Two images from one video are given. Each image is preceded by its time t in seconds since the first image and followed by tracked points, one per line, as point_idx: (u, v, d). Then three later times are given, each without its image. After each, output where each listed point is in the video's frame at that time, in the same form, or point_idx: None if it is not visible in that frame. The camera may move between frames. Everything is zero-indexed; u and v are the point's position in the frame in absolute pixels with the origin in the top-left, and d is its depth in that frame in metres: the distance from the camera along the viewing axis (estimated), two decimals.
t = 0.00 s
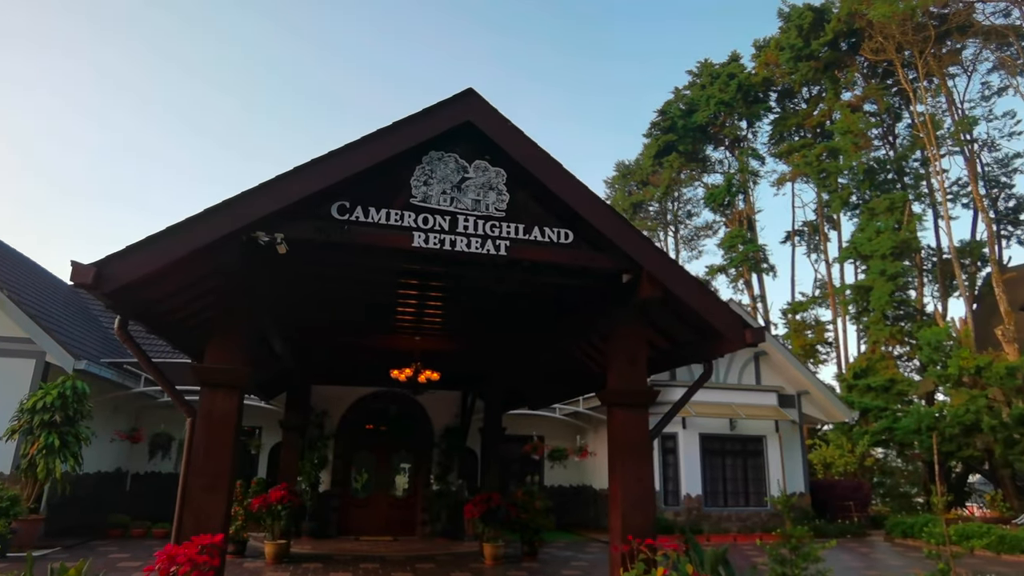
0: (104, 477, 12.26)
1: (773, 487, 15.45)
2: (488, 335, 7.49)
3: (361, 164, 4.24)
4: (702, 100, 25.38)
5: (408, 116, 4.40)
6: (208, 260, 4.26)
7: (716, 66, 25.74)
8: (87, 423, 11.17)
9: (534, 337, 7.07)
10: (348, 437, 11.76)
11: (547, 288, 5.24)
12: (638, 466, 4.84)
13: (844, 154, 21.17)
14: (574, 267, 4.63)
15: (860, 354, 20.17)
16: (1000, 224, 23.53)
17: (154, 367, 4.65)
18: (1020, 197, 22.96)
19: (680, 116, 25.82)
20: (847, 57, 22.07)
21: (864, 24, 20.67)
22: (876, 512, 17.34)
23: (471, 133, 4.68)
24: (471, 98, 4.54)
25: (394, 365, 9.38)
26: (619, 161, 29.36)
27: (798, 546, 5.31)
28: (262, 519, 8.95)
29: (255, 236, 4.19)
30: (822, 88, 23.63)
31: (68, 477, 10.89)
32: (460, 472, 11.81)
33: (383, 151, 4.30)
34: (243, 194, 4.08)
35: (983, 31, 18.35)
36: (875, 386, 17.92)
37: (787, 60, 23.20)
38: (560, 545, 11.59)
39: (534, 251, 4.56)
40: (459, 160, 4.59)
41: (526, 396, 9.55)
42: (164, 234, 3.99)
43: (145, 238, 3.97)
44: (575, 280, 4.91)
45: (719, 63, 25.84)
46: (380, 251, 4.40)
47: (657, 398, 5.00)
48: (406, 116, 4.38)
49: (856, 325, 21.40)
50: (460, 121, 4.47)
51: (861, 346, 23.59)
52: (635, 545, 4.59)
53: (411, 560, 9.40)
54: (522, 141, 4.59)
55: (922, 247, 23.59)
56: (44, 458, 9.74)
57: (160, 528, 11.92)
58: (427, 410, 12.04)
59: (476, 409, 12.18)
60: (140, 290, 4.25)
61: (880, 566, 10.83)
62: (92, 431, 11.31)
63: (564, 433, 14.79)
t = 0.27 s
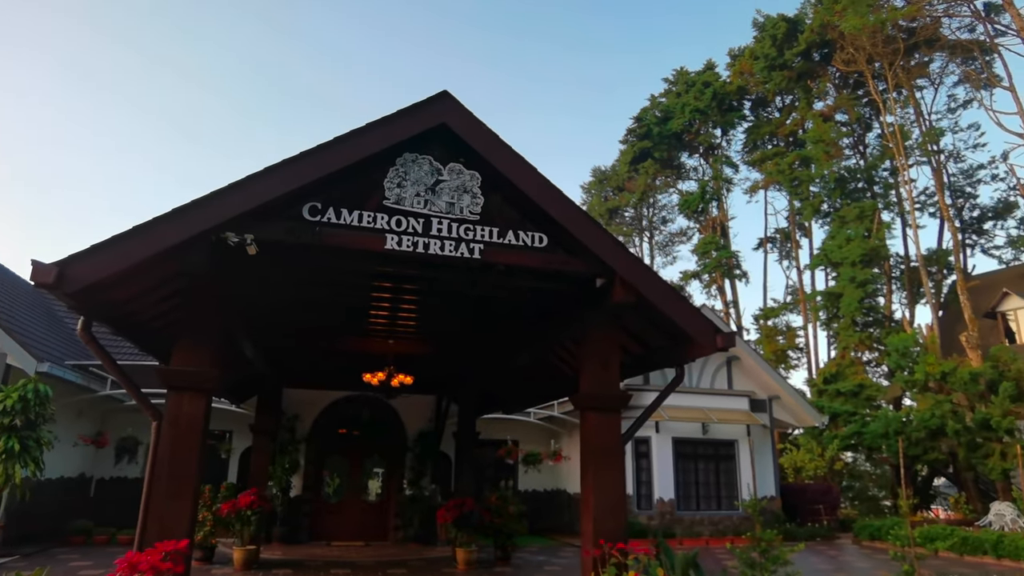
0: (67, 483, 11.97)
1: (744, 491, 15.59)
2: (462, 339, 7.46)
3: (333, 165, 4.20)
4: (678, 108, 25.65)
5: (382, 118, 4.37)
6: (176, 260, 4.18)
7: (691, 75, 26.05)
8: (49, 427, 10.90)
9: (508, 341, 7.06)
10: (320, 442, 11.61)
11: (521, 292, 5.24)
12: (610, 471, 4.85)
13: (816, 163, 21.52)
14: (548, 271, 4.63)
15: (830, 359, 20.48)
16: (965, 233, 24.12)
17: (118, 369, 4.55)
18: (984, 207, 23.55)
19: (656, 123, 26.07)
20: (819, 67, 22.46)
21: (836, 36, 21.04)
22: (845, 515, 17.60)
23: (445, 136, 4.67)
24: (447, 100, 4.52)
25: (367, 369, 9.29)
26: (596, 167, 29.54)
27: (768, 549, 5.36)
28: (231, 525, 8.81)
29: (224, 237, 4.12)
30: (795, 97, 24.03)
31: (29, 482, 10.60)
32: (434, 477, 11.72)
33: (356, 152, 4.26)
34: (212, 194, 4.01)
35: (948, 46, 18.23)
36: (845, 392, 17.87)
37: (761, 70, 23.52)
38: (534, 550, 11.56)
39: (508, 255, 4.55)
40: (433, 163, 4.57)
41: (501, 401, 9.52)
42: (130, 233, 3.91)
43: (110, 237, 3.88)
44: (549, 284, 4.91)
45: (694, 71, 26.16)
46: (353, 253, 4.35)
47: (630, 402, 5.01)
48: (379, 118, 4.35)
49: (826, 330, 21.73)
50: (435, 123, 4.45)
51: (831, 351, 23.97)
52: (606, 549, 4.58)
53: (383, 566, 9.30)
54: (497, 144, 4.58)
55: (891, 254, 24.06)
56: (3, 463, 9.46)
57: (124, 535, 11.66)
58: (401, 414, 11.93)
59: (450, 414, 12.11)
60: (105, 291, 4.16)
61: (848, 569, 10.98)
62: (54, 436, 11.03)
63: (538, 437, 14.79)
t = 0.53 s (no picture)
0: (33, 488, 11.70)
1: (720, 496, 15.68)
2: (440, 343, 7.43)
3: (310, 166, 4.16)
4: (657, 115, 25.86)
5: (360, 120, 4.35)
6: (148, 260, 4.11)
7: (671, 82, 26.29)
8: (15, 430, 10.65)
9: (486, 345, 7.04)
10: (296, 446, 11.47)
11: (499, 297, 5.23)
12: (587, 476, 4.84)
13: (793, 171, 21.80)
14: (526, 276, 4.62)
15: (806, 365, 20.70)
16: (937, 242, 24.58)
17: (87, 371, 4.46)
18: (956, 217, 24.02)
19: (636, 130, 26.27)
20: (797, 77, 22.77)
21: (813, 46, 21.35)
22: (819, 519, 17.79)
23: (424, 139, 4.65)
24: (426, 103, 4.51)
25: (343, 372, 9.21)
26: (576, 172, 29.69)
27: (742, 554, 5.40)
28: (204, 530, 8.64)
29: (198, 237, 4.07)
30: (773, 106, 24.35)
31: None
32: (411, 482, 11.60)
33: (334, 154, 4.23)
34: (185, 195, 3.96)
35: (922, 58, 18.42)
36: (820, 397, 17.94)
37: (740, 78, 23.78)
38: (511, 555, 11.53)
39: (487, 259, 4.54)
40: (412, 166, 4.55)
41: (479, 405, 9.49)
42: (101, 233, 3.84)
43: (79, 237, 3.81)
44: (528, 288, 4.90)
45: (674, 79, 26.41)
46: (329, 255, 4.32)
47: (607, 407, 5.02)
48: (357, 120, 4.32)
49: (802, 337, 21.99)
50: (413, 126, 4.44)
51: (806, 357, 24.27)
52: (581, 553, 4.57)
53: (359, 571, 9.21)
54: (475, 147, 4.58)
55: (866, 262, 24.43)
56: None
57: (93, 542, 11.42)
58: (378, 419, 11.83)
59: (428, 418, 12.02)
60: (73, 291, 4.08)
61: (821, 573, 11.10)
62: (21, 440, 10.77)
63: (517, 442, 14.78)
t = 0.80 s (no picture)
0: None
1: (697, 500, 15.81)
2: (417, 347, 7.40)
3: (287, 168, 4.13)
4: (638, 123, 26.06)
5: (337, 122, 4.32)
6: (119, 261, 4.04)
7: (652, 90, 26.51)
8: None
9: (464, 350, 7.02)
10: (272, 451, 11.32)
11: (476, 301, 5.21)
12: (563, 480, 4.84)
13: (771, 179, 22.06)
14: (504, 279, 4.61)
15: (782, 371, 20.91)
16: (911, 250, 25.02)
17: (55, 373, 4.37)
18: (929, 227, 24.48)
19: (617, 136, 26.46)
20: (776, 87, 23.06)
21: (791, 57, 21.63)
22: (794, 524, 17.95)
23: (402, 142, 4.64)
24: (404, 106, 4.49)
25: (319, 376, 9.13)
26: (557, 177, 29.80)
27: (716, 558, 5.43)
28: (176, 536, 8.49)
29: (171, 238, 4.01)
30: (752, 115, 24.65)
31: None
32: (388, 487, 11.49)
33: (310, 155, 4.20)
34: (159, 195, 3.91)
35: (896, 70, 18.68)
36: (796, 403, 18.31)
37: (720, 87, 24.04)
38: (488, 561, 11.48)
39: (464, 262, 4.52)
40: (390, 168, 4.53)
41: (456, 410, 9.46)
42: (70, 232, 3.77)
43: (48, 236, 3.74)
44: (506, 293, 4.89)
45: (655, 87, 26.64)
46: (305, 257, 4.28)
47: (583, 411, 5.02)
48: (334, 122, 4.30)
49: (779, 343, 22.23)
50: (392, 128, 4.42)
51: (783, 363, 24.54)
52: (557, 558, 4.56)
53: None
54: (454, 150, 4.57)
55: (841, 270, 24.78)
56: None
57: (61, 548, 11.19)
58: (355, 423, 11.71)
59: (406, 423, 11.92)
60: (41, 292, 4.00)
61: None
62: None
63: (495, 446, 14.75)
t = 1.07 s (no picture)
0: None
1: (671, 504, 15.92)
2: (392, 351, 7.36)
3: (259, 169, 4.09)
4: (616, 129, 26.25)
5: (311, 123, 4.30)
6: (85, 262, 3.97)
7: (630, 97, 26.75)
8: None
9: (438, 353, 7.00)
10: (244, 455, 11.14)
11: (451, 304, 5.20)
12: (536, 484, 4.84)
13: (746, 187, 22.35)
14: (478, 284, 4.60)
15: (756, 377, 21.15)
16: (882, 259, 25.50)
17: (17, 376, 4.27)
18: (899, 235, 24.96)
19: (595, 142, 26.65)
20: (751, 96, 23.37)
21: (766, 66, 21.94)
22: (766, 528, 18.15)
23: (378, 144, 4.62)
24: (380, 108, 4.48)
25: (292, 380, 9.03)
26: (535, 182, 29.91)
27: (688, 562, 5.46)
28: (143, 542, 8.33)
29: (140, 239, 3.95)
30: (728, 124, 24.97)
31: None
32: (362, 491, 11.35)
33: (283, 157, 4.17)
34: (126, 195, 3.85)
35: (869, 82, 19.02)
36: (769, 408, 18.51)
37: (696, 95, 24.32)
38: (461, 566, 11.42)
39: (439, 266, 4.51)
40: (364, 170, 4.51)
41: (431, 414, 9.41)
42: (35, 232, 3.69)
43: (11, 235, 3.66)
44: (480, 297, 4.88)
45: (633, 94, 26.88)
46: (278, 259, 4.23)
47: (557, 415, 5.03)
48: (308, 123, 4.28)
49: (752, 348, 22.48)
50: (367, 131, 4.41)
51: (756, 369, 24.83)
52: (528, 562, 4.56)
53: None
54: (429, 153, 4.56)
55: (814, 277, 25.16)
56: None
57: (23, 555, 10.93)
58: (329, 427, 11.56)
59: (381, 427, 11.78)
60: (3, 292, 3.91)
61: None
62: None
63: (470, 451, 14.71)
